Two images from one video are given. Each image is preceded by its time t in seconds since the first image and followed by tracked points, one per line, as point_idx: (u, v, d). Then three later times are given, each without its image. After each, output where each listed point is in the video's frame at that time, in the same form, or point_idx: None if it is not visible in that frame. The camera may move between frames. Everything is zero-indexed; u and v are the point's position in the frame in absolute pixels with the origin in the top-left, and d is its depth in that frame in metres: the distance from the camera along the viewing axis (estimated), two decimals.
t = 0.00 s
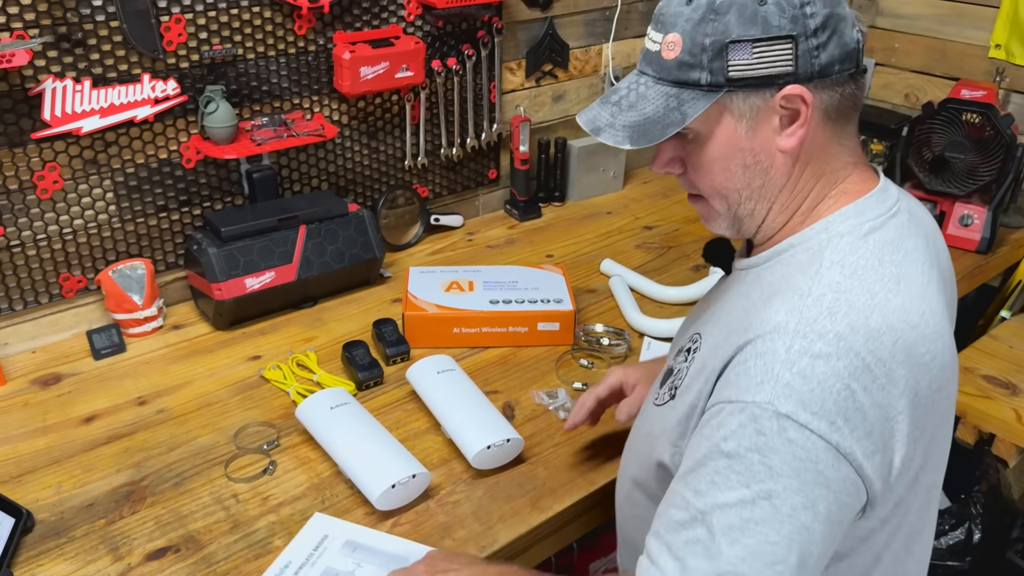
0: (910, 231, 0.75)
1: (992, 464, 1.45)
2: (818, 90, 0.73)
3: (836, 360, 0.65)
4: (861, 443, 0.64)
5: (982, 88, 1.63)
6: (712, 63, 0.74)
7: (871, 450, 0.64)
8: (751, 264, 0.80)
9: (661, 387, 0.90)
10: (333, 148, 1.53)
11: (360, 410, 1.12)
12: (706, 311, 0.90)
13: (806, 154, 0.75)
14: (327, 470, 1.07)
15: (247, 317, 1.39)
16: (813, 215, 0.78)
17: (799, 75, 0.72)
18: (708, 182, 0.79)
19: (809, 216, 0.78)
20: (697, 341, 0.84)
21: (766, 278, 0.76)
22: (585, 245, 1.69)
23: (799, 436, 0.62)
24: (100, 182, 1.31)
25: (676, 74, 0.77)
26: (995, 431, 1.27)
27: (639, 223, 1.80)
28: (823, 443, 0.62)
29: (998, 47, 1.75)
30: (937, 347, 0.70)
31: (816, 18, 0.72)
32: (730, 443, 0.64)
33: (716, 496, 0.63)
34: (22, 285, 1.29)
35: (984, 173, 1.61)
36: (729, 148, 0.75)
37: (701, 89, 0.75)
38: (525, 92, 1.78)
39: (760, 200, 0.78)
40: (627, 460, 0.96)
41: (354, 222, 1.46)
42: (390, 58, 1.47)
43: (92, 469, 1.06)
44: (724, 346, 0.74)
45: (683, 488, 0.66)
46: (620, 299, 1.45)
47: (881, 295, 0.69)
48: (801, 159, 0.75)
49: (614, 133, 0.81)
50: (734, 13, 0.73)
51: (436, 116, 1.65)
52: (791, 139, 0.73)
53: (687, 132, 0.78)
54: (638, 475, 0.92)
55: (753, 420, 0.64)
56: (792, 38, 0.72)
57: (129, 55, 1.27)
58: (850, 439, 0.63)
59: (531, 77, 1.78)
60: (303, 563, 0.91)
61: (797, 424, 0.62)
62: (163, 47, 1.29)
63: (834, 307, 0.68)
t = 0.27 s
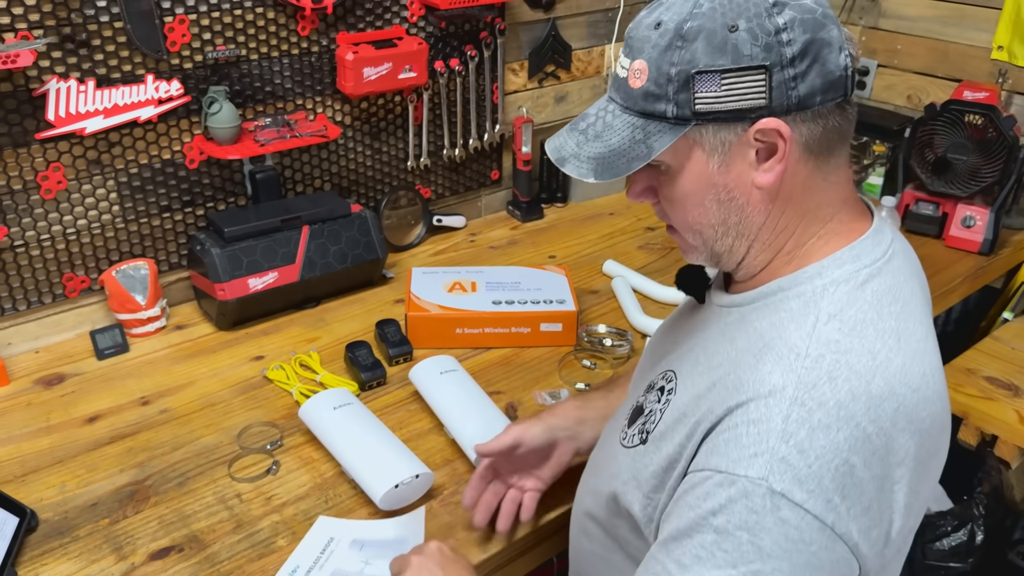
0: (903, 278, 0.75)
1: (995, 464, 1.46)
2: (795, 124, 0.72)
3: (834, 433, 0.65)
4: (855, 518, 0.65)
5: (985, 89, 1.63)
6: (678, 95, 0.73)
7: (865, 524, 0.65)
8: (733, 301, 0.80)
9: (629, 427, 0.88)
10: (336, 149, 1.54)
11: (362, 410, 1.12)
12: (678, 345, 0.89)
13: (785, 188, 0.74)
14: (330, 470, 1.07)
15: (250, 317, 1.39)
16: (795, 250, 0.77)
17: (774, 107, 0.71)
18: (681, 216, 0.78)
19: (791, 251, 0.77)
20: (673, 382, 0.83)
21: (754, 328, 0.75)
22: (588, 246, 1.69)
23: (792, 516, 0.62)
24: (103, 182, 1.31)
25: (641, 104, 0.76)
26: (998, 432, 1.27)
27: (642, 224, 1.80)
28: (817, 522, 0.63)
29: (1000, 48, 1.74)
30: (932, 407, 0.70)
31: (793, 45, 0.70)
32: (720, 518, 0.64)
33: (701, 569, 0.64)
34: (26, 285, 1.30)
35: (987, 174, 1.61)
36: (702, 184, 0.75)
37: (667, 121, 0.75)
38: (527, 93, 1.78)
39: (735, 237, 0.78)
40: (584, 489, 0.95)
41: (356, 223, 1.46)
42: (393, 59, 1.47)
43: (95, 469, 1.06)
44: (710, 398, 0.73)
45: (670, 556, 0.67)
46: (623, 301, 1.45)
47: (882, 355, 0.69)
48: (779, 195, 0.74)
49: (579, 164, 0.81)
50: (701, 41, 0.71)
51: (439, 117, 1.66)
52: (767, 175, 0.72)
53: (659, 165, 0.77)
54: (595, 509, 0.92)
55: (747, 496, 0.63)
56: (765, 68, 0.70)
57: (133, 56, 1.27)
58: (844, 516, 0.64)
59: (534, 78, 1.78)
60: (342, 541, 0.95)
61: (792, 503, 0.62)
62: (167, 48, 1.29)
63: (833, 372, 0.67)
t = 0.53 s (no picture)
0: (873, 310, 0.76)
1: (999, 465, 1.42)
2: (725, 169, 0.71)
3: (818, 495, 0.66)
4: None
5: (989, 89, 1.63)
6: (600, 140, 0.74)
7: None
8: (700, 342, 0.80)
9: (606, 477, 0.88)
10: (338, 148, 1.54)
11: (365, 409, 1.12)
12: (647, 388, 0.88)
13: (723, 232, 0.74)
14: (333, 469, 1.07)
15: (252, 316, 1.39)
16: (744, 291, 0.77)
17: (699, 153, 0.70)
18: (625, 257, 0.80)
19: (739, 292, 0.77)
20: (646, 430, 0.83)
21: (724, 380, 0.75)
22: (590, 246, 1.69)
23: None
24: (106, 181, 1.31)
25: (570, 147, 0.77)
26: (1002, 432, 1.28)
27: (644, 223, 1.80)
28: None
29: (1004, 48, 1.74)
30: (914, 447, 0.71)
31: (718, 86, 0.69)
32: None
33: None
34: (28, 284, 1.30)
35: (991, 174, 1.60)
36: (638, 227, 0.76)
37: (594, 165, 0.76)
38: (530, 92, 1.78)
39: (677, 278, 0.78)
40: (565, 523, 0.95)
41: (359, 222, 1.46)
42: (396, 58, 1.47)
43: (98, 468, 1.06)
44: (688, 458, 0.74)
45: None
46: (626, 301, 1.45)
47: (860, 400, 0.70)
48: (715, 239, 0.74)
49: (513, 205, 0.83)
50: (621, 83, 0.71)
51: (441, 116, 1.65)
52: (699, 220, 0.73)
53: (597, 204, 0.78)
54: (576, 546, 0.92)
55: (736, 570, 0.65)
56: (687, 112, 0.69)
57: (136, 55, 1.27)
58: None
59: (536, 78, 1.78)
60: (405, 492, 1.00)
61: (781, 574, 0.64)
62: (170, 47, 1.29)
63: (813, 430, 0.68)
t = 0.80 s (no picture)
0: (862, 316, 0.77)
1: (1001, 464, 1.37)
2: (703, 190, 0.72)
3: (809, 507, 0.66)
4: None
5: (991, 88, 1.63)
6: (575, 160, 0.75)
7: None
8: (688, 353, 0.81)
9: (603, 492, 0.88)
10: (340, 147, 1.54)
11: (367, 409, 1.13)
12: (640, 397, 0.88)
13: (702, 250, 0.75)
14: (335, 468, 1.07)
15: (254, 315, 1.39)
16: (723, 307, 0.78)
17: (677, 175, 0.71)
18: (605, 269, 0.81)
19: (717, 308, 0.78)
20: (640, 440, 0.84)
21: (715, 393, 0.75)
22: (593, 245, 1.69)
23: None
24: (108, 180, 1.31)
25: (546, 163, 0.78)
26: (1006, 433, 1.28)
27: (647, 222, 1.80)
28: None
29: (1006, 47, 1.73)
30: (905, 454, 0.72)
31: (694, 108, 0.70)
32: None
33: None
34: (30, 283, 1.30)
35: (993, 173, 1.60)
36: (617, 243, 0.77)
37: (569, 184, 0.77)
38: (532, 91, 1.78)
39: (657, 290, 0.79)
40: (571, 526, 0.96)
41: (361, 221, 1.46)
42: (397, 57, 1.47)
43: (100, 467, 1.06)
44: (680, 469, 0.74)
45: None
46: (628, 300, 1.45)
47: (852, 410, 0.70)
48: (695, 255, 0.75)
49: (488, 218, 0.84)
50: (595, 105, 0.72)
51: (443, 115, 1.65)
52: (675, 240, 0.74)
53: (575, 218, 0.79)
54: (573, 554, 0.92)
55: None
56: (664, 135, 0.70)
57: (138, 54, 1.27)
58: None
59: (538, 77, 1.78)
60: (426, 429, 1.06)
61: None
62: (172, 46, 1.29)
63: (804, 441, 0.68)
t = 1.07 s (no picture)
0: (886, 266, 0.78)
1: (1003, 464, 1.32)
2: (737, 138, 0.73)
3: (846, 434, 0.67)
4: (870, 516, 0.67)
5: (993, 88, 1.63)
6: (615, 112, 0.76)
7: (880, 521, 0.68)
8: (717, 307, 0.81)
9: (625, 446, 0.88)
10: (342, 147, 1.54)
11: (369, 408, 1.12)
12: (663, 353, 0.88)
13: (735, 201, 0.75)
14: (336, 468, 1.07)
15: (256, 315, 1.39)
16: (754, 259, 0.78)
17: (709, 124, 0.72)
18: (638, 224, 0.81)
19: (748, 261, 0.78)
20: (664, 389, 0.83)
21: (745, 334, 0.75)
22: (594, 245, 1.69)
23: (807, 522, 0.65)
24: (110, 180, 1.31)
25: (588, 119, 0.79)
26: (1007, 433, 1.26)
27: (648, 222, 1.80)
28: (832, 524, 0.65)
29: (1007, 46, 1.73)
30: (928, 395, 0.73)
31: (727, 60, 0.71)
32: (735, 525, 0.67)
33: (716, 571, 0.68)
34: (32, 283, 1.30)
35: (995, 173, 1.60)
36: (650, 196, 0.78)
37: (609, 136, 0.78)
38: (534, 91, 1.78)
39: (690, 245, 0.80)
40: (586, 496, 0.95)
41: (362, 221, 1.46)
42: (399, 57, 1.47)
43: (102, 466, 1.06)
44: (712, 407, 0.74)
45: (687, 560, 0.70)
46: (629, 300, 1.45)
47: (883, 348, 0.71)
48: (728, 206, 0.76)
49: (532, 175, 0.85)
50: (635, 58, 0.73)
51: (445, 115, 1.65)
52: (708, 190, 0.74)
53: (613, 174, 0.80)
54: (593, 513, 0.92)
55: (763, 508, 0.65)
56: (697, 85, 0.71)
57: (140, 54, 1.27)
58: (859, 516, 0.66)
59: (540, 76, 1.78)
60: (447, 391, 1.06)
61: (807, 508, 0.65)
62: (174, 46, 1.29)
63: (840, 371, 0.69)
